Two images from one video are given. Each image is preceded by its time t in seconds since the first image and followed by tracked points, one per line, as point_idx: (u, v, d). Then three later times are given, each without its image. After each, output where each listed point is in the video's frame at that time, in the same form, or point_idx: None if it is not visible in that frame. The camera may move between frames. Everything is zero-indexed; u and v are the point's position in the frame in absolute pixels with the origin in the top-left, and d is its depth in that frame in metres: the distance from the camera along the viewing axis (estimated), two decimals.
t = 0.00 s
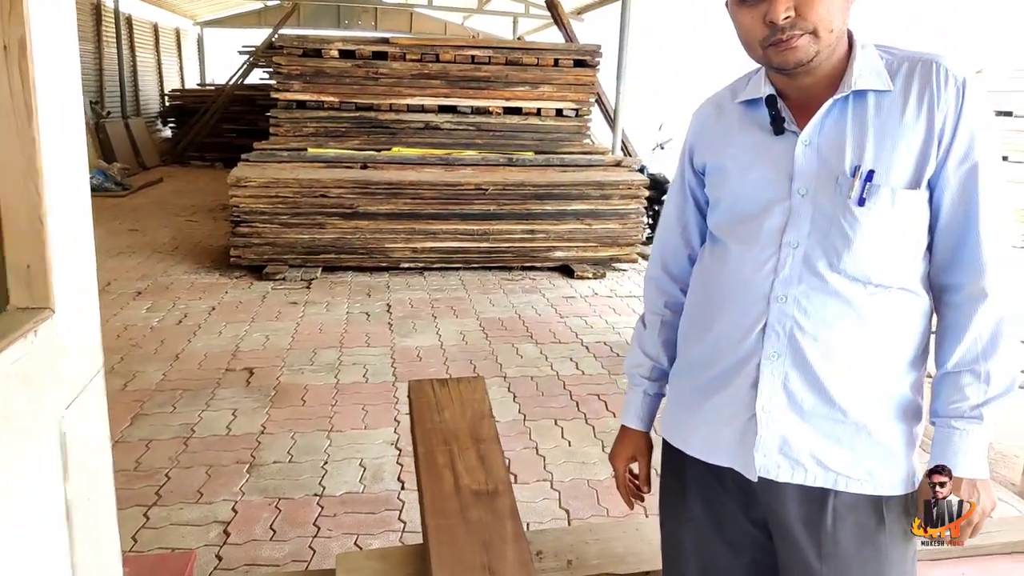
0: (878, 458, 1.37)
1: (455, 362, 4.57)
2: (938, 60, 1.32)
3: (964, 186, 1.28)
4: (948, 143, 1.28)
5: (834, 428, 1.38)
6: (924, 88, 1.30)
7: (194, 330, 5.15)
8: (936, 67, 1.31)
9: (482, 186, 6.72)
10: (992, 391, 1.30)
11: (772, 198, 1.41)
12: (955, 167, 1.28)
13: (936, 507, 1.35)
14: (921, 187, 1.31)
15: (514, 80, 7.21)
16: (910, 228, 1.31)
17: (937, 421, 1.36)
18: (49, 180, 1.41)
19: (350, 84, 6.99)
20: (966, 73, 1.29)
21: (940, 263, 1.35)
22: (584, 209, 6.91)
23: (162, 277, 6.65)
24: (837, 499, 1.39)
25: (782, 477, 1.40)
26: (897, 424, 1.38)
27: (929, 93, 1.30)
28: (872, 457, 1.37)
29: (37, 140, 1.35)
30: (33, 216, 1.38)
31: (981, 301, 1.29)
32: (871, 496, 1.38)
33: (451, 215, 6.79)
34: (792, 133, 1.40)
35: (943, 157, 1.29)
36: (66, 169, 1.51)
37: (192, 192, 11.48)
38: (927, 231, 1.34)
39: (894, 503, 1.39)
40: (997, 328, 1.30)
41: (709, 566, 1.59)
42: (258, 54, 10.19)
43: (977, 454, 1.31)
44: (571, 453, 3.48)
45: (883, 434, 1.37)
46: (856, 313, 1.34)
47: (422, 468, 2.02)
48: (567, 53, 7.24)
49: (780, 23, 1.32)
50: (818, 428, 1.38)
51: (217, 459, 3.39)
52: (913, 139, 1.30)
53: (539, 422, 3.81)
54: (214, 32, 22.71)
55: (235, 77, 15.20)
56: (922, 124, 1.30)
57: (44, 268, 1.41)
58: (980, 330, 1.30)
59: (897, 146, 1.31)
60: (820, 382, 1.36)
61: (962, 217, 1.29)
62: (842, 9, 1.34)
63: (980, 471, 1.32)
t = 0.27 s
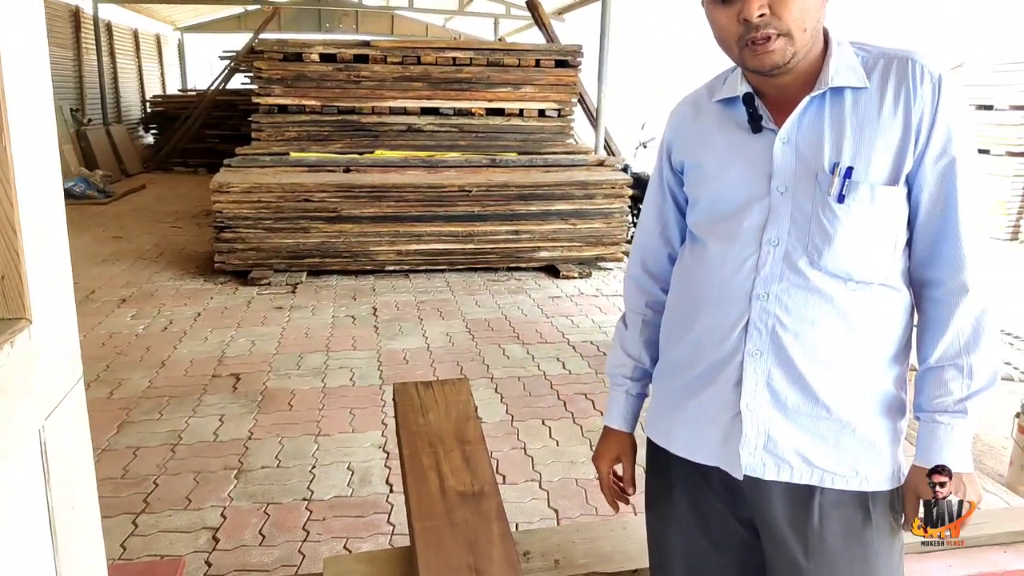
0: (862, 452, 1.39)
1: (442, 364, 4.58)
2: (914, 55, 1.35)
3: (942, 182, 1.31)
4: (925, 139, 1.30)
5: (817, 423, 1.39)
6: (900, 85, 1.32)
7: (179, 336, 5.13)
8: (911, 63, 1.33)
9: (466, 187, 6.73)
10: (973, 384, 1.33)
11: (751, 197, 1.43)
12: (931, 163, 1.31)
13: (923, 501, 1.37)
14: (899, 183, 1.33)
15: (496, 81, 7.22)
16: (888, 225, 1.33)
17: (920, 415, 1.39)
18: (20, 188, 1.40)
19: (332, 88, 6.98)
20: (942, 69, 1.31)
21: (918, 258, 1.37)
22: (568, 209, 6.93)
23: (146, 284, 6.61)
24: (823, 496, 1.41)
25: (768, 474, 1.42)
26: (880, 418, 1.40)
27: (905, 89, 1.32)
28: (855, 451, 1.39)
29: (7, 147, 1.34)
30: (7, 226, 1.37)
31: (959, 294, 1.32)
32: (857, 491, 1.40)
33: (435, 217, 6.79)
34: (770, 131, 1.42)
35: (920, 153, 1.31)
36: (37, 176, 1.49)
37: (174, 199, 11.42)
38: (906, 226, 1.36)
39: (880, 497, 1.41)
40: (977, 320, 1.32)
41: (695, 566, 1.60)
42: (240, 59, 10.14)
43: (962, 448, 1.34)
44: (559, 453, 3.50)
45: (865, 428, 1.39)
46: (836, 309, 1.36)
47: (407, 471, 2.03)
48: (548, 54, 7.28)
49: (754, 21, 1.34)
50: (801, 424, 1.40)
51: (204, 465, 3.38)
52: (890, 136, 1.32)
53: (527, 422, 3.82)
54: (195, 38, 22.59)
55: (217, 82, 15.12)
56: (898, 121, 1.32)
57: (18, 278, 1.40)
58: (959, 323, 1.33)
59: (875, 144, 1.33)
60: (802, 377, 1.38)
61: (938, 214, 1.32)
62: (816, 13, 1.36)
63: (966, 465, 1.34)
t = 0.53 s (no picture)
0: (860, 457, 1.37)
1: (439, 364, 4.61)
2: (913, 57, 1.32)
3: (942, 184, 1.29)
4: (926, 141, 1.29)
5: (815, 427, 1.37)
6: (900, 86, 1.31)
7: (179, 334, 5.16)
8: (912, 63, 1.31)
9: (465, 188, 6.76)
10: (974, 388, 1.31)
11: (750, 196, 1.40)
12: (932, 165, 1.29)
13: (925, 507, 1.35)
14: (899, 184, 1.31)
15: (496, 83, 7.25)
16: (888, 227, 1.32)
17: (920, 420, 1.37)
18: (26, 185, 1.43)
19: (333, 89, 7.01)
20: (942, 70, 1.29)
21: (918, 260, 1.36)
22: (567, 211, 6.96)
23: (147, 281, 6.64)
24: (822, 500, 1.39)
25: (766, 477, 1.40)
26: (878, 422, 1.38)
27: (905, 90, 1.30)
28: (853, 455, 1.36)
29: (14, 144, 1.37)
30: (12, 222, 1.40)
31: (960, 298, 1.31)
32: (856, 495, 1.38)
33: (434, 218, 6.82)
34: (769, 132, 1.40)
35: (921, 154, 1.30)
36: (42, 173, 1.52)
37: (176, 198, 11.46)
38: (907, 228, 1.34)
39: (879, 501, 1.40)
40: (976, 323, 1.31)
41: (691, 566, 1.59)
42: (243, 59, 10.19)
43: (963, 452, 1.32)
44: (554, 453, 3.53)
45: (866, 432, 1.37)
46: (836, 311, 1.34)
47: (404, 469, 2.04)
48: (547, 56, 7.32)
49: (750, 23, 1.34)
50: (800, 428, 1.38)
51: (203, 461, 3.42)
52: (890, 137, 1.31)
53: (523, 422, 3.85)
54: (198, 38, 22.67)
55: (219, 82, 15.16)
56: (899, 122, 1.30)
57: (25, 273, 1.43)
58: (958, 327, 1.32)
59: (874, 145, 1.31)
60: (801, 381, 1.36)
61: (939, 216, 1.31)
62: (813, 18, 1.35)
63: (967, 470, 1.33)
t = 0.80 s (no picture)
0: (850, 459, 1.37)
1: (436, 367, 4.61)
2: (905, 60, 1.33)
3: (931, 187, 1.29)
4: (915, 144, 1.29)
5: (806, 429, 1.38)
6: (889, 90, 1.31)
7: (176, 338, 5.16)
8: (900, 68, 1.31)
9: (462, 192, 6.78)
10: (964, 389, 1.32)
11: (741, 200, 1.41)
12: (920, 168, 1.30)
13: (918, 510, 1.35)
14: (888, 187, 1.31)
15: (493, 87, 7.27)
16: (879, 229, 1.32)
17: (911, 420, 1.37)
18: (24, 188, 1.43)
19: (331, 93, 7.02)
20: (931, 73, 1.30)
21: (908, 263, 1.37)
22: (563, 214, 6.98)
23: (143, 285, 6.64)
24: (814, 500, 1.39)
25: (758, 478, 1.40)
26: (868, 424, 1.38)
27: (894, 94, 1.30)
28: (843, 456, 1.37)
29: (14, 148, 1.38)
30: (10, 226, 1.41)
31: (949, 300, 1.31)
32: (848, 495, 1.38)
33: (431, 221, 6.83)
34: (759, 137, 1.40)
35: (909, 157, 1.30)
36: (39, 177, 1.53)
37: (173, 201, 11.45)
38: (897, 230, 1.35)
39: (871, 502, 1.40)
40: (966, 325, 1.32)
41: (685, 566, 1.60)
42: (240, 63, 10.20)
43: (953, 452, 1.33)
44: (550, 457, 3.53)
45: (857, 434, 1.37)
46: (826, 315, 1.34)
47: (399, 473, 2.05)
48: (544, 60, 7.34)
49: (741, 31, 1.35)
50: (790, 430, 1.39)
51: (199, 464, 3.42)
52: (878, 142, 1.31)
53: (519, 425, 3.85)
54: (196, 41, 22.69)
55: (216, 86, 15.17)
56: (887, 125, 1.31)
57: (23, 276, 1.44)
58: (949, 329, 1.32)
59: (863, 149, 1.31)
60: (790, 384, 1.37)
61: (928, 219, 1.31)
62: (803, 25, 1.37)
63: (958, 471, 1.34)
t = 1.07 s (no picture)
0: (828, 460, 1.38)
1: (426, 371, 4.60)
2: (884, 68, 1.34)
3: (909, 191, 1.32)
4: (893, 149, 1.31)
5: (785, 431, 1.38)
6: (868, 96, 1.33)
7: (165, 340, 5.14)
8: (879, 74, 1.33)
9: (455, 195, 6.78)
10: (941, 392, 1.33)
11: (724, 204, 1.42)
12: (898, 173, 1.32)
13: (896, 513, 1.36)
14: (867, 191, 1.33)
15: (487, 91, 7.27)
16: (858, 233, 1.33)
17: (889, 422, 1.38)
18: (8, 187, 1.42)
19: (324, 96, 7.02)
20: (909, 79, 1.31)
21: (887, 266, 1.39)
22: (555, 219, 6.98)
23: (134, 287, 6.61)
24: (794, 500, 1.40)
25: (738, 480, 1.41)
26: (847, 426, 1.39)
27: (872, 99, 1.32)
28: (821, 457, 1.38)
29: None
30: None
31: (928, 303, 1.33)
32: (826, 496, 1.39)
33: (424, 225, 6.83)
34: (741, 141, 1.41)
35: (888, 161, 1.32)
36: (25, 175, 1.52)
37: (165, 204, 11.41)
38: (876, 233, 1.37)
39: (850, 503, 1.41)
40: (944, 328, 1.33)
41: (667, 566, 1.60)
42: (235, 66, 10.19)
43: (928, 453, 1.34)
44: (539, 460, 3.52)
45: (835, 435, 1.38)
46: (804, 317, 1.35)
47: (385, 475, 2.04)
48: (538, 65, 7.35)
49: (725, 36, 1.35)
50: (769, 431, 1.39)
51: (186, 467, 3.39)
52: (857, 146, 1.33)
53: (509, 429, 3.84)
54: (190, 44, 22.65)
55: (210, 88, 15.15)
56: (865, 130, 1.32)
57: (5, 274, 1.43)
58: (926, 332, 1.34)
59: (842, 154, 1.33)
60: (770, 386, 1.37)
61: (908, 222, 1.33)
62: (787, 32, 1.37)
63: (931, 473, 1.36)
